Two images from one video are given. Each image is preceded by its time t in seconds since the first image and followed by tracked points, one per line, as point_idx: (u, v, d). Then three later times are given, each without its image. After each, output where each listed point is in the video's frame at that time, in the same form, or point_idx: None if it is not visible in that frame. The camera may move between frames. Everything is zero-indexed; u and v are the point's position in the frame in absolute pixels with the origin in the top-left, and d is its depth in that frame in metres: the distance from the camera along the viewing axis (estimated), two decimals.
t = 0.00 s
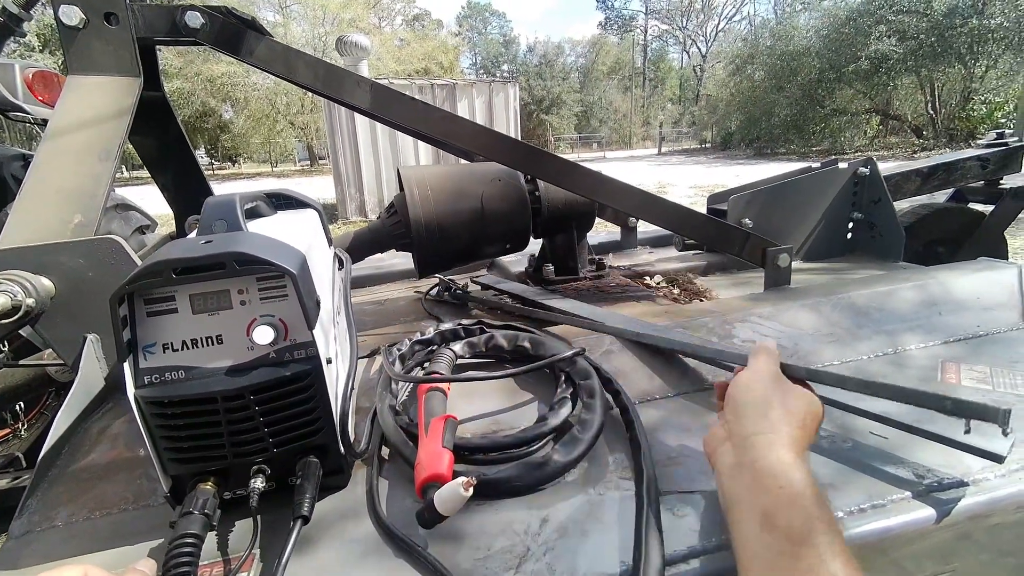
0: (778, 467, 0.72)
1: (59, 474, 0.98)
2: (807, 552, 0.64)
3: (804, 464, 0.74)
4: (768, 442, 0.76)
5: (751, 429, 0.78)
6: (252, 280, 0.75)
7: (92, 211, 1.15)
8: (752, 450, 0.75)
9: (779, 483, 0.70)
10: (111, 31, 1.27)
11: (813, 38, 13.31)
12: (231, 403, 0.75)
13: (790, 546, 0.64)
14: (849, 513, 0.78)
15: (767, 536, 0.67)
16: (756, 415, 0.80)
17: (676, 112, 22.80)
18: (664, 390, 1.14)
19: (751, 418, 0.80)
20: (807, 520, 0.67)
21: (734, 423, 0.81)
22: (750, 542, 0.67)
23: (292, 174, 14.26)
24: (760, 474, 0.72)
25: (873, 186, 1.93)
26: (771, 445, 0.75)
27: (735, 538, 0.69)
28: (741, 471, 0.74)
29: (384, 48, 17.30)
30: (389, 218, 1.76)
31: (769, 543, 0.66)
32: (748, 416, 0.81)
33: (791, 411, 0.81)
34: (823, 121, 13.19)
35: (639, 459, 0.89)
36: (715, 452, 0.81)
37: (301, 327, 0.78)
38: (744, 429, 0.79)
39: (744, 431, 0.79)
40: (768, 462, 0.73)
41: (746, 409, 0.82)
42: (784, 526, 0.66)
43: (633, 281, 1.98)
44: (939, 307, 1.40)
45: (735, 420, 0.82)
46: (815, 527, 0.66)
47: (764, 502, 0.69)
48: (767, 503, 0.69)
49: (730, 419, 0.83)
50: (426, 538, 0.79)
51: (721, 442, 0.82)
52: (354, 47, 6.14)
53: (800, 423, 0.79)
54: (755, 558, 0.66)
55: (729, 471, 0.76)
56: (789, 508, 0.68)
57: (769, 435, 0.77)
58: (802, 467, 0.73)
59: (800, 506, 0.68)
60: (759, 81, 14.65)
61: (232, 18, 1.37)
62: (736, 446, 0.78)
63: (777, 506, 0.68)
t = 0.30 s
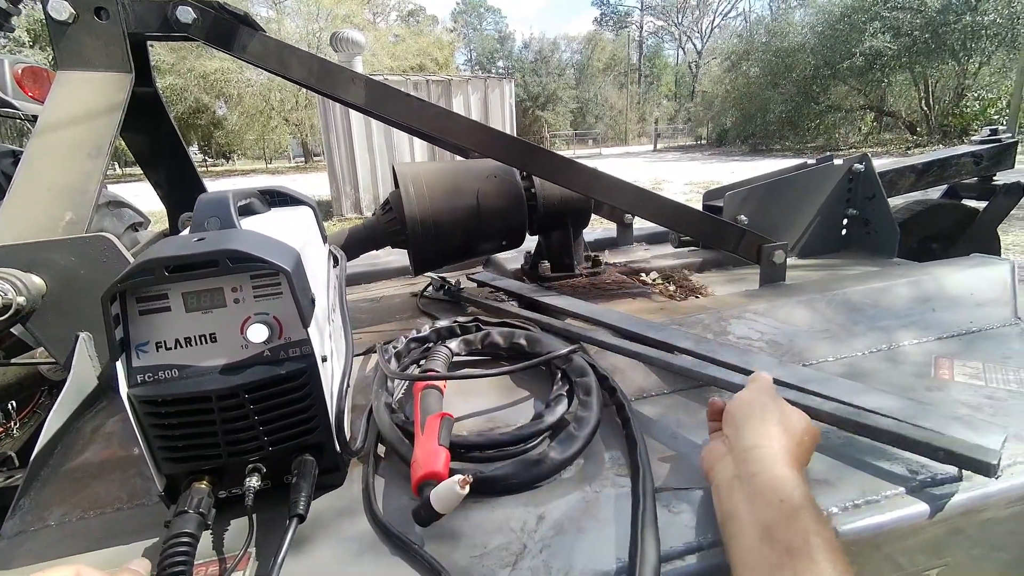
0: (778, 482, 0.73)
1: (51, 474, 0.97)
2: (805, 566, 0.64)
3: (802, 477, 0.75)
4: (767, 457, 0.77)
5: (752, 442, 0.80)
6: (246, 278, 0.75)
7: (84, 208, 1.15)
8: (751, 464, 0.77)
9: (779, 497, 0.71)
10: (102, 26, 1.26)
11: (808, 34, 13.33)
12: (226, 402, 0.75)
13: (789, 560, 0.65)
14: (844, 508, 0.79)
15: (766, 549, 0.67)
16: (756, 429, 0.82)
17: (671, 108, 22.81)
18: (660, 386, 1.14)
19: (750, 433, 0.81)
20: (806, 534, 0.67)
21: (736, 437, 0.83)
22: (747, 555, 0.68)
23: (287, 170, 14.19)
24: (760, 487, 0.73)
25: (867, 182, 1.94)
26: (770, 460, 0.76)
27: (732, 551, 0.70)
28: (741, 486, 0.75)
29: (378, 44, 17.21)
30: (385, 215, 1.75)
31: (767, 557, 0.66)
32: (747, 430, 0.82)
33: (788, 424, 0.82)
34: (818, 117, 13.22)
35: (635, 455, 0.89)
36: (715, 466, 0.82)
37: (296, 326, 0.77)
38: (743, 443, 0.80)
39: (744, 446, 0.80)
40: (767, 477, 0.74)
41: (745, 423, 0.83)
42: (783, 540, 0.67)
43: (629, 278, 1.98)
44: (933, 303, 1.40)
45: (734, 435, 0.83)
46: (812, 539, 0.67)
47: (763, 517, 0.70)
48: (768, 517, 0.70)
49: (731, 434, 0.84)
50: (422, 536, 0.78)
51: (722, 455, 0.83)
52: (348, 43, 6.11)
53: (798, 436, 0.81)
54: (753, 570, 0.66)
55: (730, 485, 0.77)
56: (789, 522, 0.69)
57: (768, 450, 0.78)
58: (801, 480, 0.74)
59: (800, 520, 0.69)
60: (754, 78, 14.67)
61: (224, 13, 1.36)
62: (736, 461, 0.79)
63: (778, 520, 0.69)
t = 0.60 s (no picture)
0: (780, 494, 0.74)
1: (49, 470, 0.98)
2: None
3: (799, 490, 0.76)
4: (767, 469, 0.77)
5: (752, 452, 0.80)
6: (246, 277, 0.76)
7: (79, 204, 1.15)
8: (752, 474, 0.77)
9: (781, 509, 0.72)
10: (97, 20, 1.26)
11: (803, 31, 13.36)
12: (225, 399, 0.76)
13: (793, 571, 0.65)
14: (830, 502, 0.81)
15: (767, 558, 0.67)
16: (755, 439, 0.82)
17: (666, 104, 22.84)
18: (653, 383, 1.15)
19: (750, 442, 0.82)
20: (809, 547, 0.68)
21: (733, 446, 0.83)
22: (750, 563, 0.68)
23: (280, 164, 14.12)
24: (763, 498, 0.73)
25: (858, 181, 1.95)
26: (770, 472, 0.77)
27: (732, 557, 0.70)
28: (741, 494, 0.75)
29: (373, 37, 17.12)
30: (381, 212, 1.76)
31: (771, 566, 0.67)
32: (745, 439, 0.82)
33: (785, 436, 0.83)
34: (811, 114, 13.26)
35: (628, 452, 0.91)
36: (710, 472, 0.82)
37: (295, 324, 0.78)
38: (742, 453, 0.81)
39: (743, 455, 0.80)
40: (768, 489, 0.75)
41: (742, 433, 0.84)
42: (786, 551, 0.67)
43: (623, 276, 1.99)
44: (920, 302, 1.43)
45: (732, 443, 0.83)
46: (812, 551, 0.68)
47: (766, 528, 0.70)
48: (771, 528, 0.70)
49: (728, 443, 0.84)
50: (419, 531, 0.80)
51: (717, 462, 0.82)
52: (343, 37, 6.08)
53: (794, 450, 0.82)
54: None
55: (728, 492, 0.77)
56: (791, 533, 0.69)
57: (768, 462, 0.79)
58: (799, 494, 0.75)
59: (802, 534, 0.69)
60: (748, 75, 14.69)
61: (220, 8, 1.36)
62: (734, 469, 0.79)
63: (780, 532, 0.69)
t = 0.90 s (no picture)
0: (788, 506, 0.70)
1: (37, 472, 0.97)
2: None
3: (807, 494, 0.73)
4: (774, 475, 0.74)
5: (753, 460, 0.76)
6: (233, 278, 0.75)
7: (64, 204, 1.14)
8: (757, 486, 0.73)
9: (790, 523, 0.68)
10: (81, 18, 1.25)
11: (791, 27, 13.42)
12: (214, 400, 0.76)
13: None
14: (814, 494, 0.82)
15: None
16: (758, 441, 0.78)
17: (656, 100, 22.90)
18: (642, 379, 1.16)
19: (749, 449, 0.78)
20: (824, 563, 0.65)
21: (733, 454, 0.79)
22: None
23: (270, 162, 14.04)
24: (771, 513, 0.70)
25: (844, 177, 1.97)
26: (777, 478, 0.74)
27: None
28: (749, 506, 0.72)
29: (362, 33, 17.02)
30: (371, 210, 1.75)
31: None
32: (748, 441, 0.79)
33: (784, 439, 0.79)
34: (800, 110, 13.34)
35: (618, 448, 0.91)
36: (712, 485, 0.78)
37: (284, 324, 0.78)
38: (746, 458, 0.77)
39: (748, 461, 0.77)
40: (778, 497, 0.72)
41: (741, 437, 0.80)
42: (801, 567, 0.64)
43: (613, 272, 2.00)
44: (904, 296, 1.45)
45: (732, 452, 0.79)
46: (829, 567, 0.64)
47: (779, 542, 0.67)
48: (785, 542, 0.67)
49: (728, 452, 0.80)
50: (410, 528, 0.80)
51: (719, 473, 0.79)
52: (331, 33, 6.04)
53: (794, 453, 0.78)
54: None
55: (734, 506, 0.73)
56: (805, 550, 0.66)
57: (771, 469, 0.75)
58: (806, 501, 0.72)
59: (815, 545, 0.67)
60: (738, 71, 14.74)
61: (207, 6, 1.34)
62: (738, 481, 0.75)
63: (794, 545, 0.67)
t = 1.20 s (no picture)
0: (845, 495, 0.66)
1: (6, 475, 0.93)
2: None
3: (853, 465, 0.70)
4: (833, 469, 0.69)
5: (789, 451, 0.71)
6: (213, 276, 0.72)
7: (35, 195, 1.11)
8: (808, 481, 0.69)
9: (856, 515, 0.64)
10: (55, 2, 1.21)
11: (779, 29, 13.50)
12: (192, 404, 0.72)
13: None
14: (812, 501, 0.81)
15: None
16: (790, 426, 0.73)
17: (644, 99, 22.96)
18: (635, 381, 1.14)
19: (783, 437, 0.73)
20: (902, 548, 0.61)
21: (769, 447, 0.74)
22: None
23: (255, 156, 13.87)
24: (834, 508, 0.65)
25: (835, 179, 1.96)
26: (822, 466, 0.69)
27: None
28: (810, 503, 0.68)
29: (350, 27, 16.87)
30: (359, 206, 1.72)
31: None
32: (781, 429, 0.73)
33: (803, 415, 0.74)
34: (787, 111, 13.43)
35: (612, 453, 0.89)
36: (767, 487, 0.73)
37: (266, 325, 0.75)
38: (796, 451, 0.71)
39: (802, 455, 0.70)
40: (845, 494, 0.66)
41: (768, 426, 0.75)
42: (886, 561, 0.60)
43: (605, 272, 1.98)
44: (895, 298, 1.44)
45: (767, 444, 0.74)
46: (907, 549, 0.61)
47: (860, 549, 0.62)
48: (862, 547, 0.62)
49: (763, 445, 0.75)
50: (397, 537, 0.77)
51: (767, 472, 0.74)
52: (317, 26, 5.97)
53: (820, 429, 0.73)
54: None
55: (798, 509, 0.69)
56: (878, 540, 0.62)
57: (813, 456, 0.70)
58: (856, 479, 0.67)
59: (903, 543, 0.62)
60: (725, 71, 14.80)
61: None
62: (788, 477, 0.71)
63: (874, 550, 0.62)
